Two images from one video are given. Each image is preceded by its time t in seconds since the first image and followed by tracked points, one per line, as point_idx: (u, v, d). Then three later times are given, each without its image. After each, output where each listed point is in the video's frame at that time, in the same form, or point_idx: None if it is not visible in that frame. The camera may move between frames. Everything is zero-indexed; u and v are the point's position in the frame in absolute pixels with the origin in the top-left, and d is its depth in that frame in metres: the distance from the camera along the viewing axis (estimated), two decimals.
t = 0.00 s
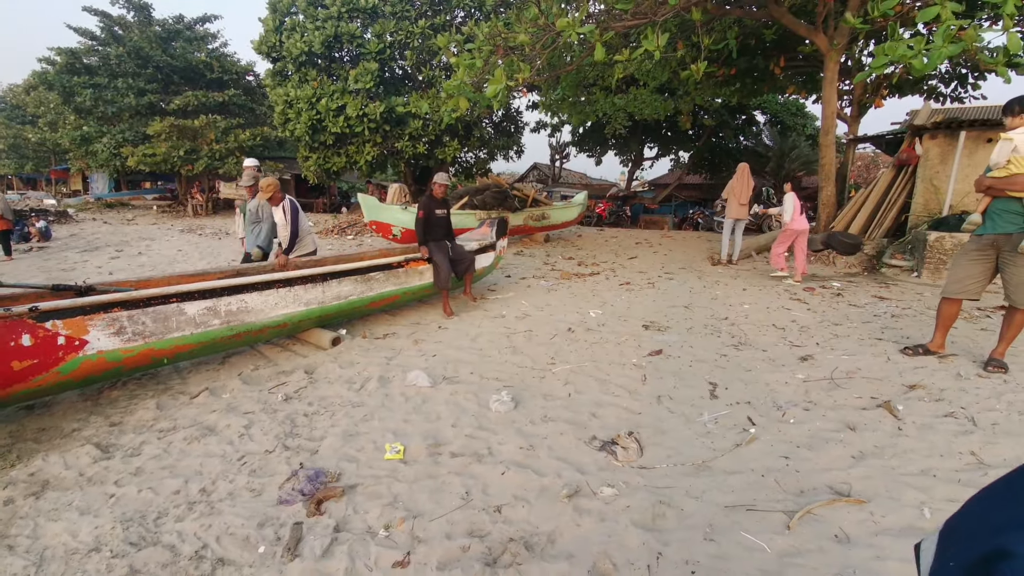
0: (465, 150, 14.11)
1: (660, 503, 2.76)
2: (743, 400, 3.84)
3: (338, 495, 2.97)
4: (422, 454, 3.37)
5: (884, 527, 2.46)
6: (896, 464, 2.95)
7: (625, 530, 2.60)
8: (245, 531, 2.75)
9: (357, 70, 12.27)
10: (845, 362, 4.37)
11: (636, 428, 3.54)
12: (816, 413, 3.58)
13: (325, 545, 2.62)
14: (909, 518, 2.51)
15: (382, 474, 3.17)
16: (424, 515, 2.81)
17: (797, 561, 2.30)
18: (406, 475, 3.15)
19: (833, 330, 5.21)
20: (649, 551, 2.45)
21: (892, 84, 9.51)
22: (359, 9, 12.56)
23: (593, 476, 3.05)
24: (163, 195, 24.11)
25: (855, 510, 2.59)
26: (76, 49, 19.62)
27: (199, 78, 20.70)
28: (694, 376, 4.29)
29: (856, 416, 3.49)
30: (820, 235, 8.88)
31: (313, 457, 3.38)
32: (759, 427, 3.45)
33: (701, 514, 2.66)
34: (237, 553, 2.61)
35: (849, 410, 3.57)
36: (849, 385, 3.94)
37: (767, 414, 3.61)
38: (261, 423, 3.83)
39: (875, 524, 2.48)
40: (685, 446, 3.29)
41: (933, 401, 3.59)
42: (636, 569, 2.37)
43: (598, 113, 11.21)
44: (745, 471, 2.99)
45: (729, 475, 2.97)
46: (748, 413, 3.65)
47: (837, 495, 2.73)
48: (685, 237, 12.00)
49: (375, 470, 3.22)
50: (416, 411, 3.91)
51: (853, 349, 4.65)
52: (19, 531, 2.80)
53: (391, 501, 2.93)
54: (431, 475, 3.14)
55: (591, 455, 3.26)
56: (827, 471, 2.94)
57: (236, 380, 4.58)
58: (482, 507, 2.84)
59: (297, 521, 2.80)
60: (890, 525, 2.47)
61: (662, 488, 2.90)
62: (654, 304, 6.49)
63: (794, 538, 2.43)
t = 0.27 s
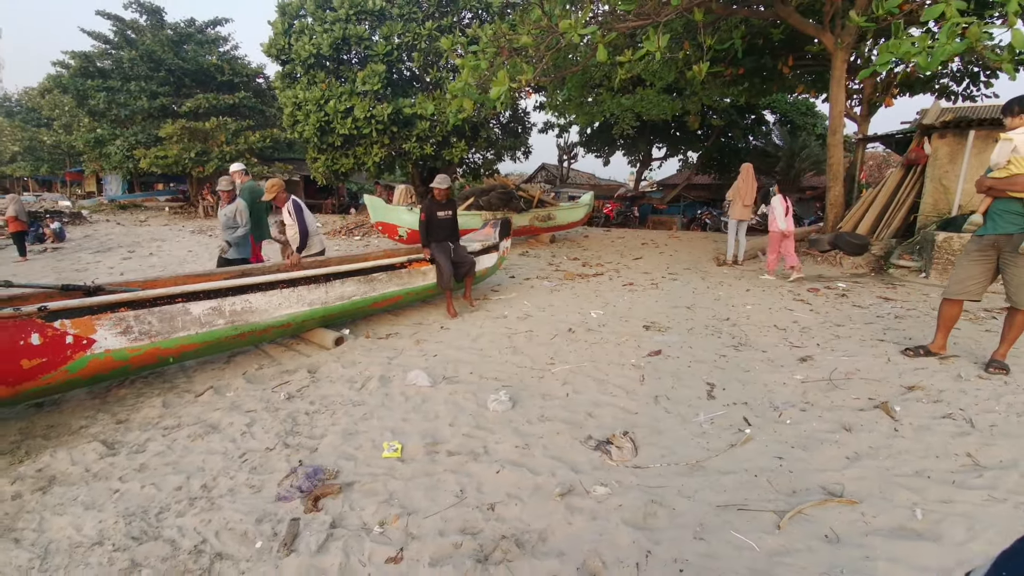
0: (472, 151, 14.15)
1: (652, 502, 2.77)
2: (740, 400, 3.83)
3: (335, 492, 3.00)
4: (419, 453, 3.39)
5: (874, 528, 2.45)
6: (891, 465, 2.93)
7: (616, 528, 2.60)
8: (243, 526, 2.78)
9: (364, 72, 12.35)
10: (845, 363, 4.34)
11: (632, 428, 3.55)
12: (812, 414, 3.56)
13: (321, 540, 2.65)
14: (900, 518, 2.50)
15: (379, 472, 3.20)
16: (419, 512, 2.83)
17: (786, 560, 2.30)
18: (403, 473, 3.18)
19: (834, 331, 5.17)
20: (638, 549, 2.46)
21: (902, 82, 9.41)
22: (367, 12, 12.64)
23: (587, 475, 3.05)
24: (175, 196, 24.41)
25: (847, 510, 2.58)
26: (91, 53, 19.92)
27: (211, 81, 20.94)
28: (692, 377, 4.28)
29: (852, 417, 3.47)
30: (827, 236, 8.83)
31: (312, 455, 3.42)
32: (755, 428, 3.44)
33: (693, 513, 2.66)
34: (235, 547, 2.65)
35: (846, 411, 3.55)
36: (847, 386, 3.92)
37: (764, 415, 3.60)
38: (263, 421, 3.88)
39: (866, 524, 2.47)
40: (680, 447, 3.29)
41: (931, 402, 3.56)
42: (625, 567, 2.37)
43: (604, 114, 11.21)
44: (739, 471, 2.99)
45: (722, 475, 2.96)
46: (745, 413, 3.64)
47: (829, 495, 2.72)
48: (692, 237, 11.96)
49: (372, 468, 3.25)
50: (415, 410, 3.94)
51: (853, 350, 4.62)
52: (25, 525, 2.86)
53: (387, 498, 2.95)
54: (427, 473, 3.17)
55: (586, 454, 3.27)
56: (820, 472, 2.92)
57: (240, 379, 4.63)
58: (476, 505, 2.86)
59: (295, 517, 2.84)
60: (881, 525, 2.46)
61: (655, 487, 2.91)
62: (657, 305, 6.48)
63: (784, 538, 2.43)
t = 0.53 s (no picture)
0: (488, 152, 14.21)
1: (649, 497, 2.78)
2: (744, 400, 3.80)
3: (341, 484, 3.06)
4: (424, 447, 3.45)
5: (870, 527, 2.44)
6: (892, 465, 2.90)
7: (611, 522, 2.63)
8: (252, 514, 2.86)
9: (382, 75, 12.50)
10: (853, 363, 4.29)
11: (634, 425, 3.56)
12: (815, 414, 3.53)
13: (325, 530, 2.71)
14: (896, 518, 2.48)
15: (384, 465, 3.26)
16: (421, 504, 2.88)
17: (778, 556, 2.30)
18: (407, 466, 3.23)
19: (845, 332, 5.09)
20: (632, 543, 2.48)
21: (926, 79, 9.23)
22: (384, 15, 12.81)
23: (585, 471, 3.08)
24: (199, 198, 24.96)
25: (844, 509, 2.57)
26: (119, 60, 20.49)
27: (234, 85, 21.39)
28: (697, 376, 4.26)
29: (855, 417, 3.43)
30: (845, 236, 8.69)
31: (321, 448, 3.50)
32: (757, 427, 3.42)
33: (690, 509, 2.67)
34: (244, 534, 2.73)
35: (849, 412, 3.51)
36: (853, 387, 3.86)
37: (766, 415, 3.58)
38: (275, 415, 3.97)
39: (862, 523, 2.46)
40: (680, 445, 3.29)
41: (939, 403, 3.50)
42: (618, 560, 2.40)
43: (619, 115, 11.18)
44: (737, 469, 2.99)
45: (720, 473, 2.96)
46: (747, 412, 3.62)
47: (827, 494, 2.71)
48: (708, 238, 11.85)
49: (377, 461, 3.31)
50: (421, 406, 4.00)
51: (861, 350, 4.55)
52: (49, 511, 2.98)
53: (390, 490, 3.01)
54: (430, 467, 3.22)
55: (587, 451, 3.29)
56: (820, 471, 2.91)
57: (255, 375, 4.75)
58: (476, 498, 2.90)
59: (301, 507, 2.91)
60: (877, 524, 2.45)
61: (653, 483, 2.92)
62: (668, 305, 6.45)
63: (778, 535, 2.43)
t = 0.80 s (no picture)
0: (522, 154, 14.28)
1: (666, 495, 2.78)
2: (768, 402, 3.73)
3: (368, 473, 3.16)
4: (449, 441, 3.52)
5: (892, 531, 2.38)
6: (919, 471, 2.81)
7: (627, 518, 2.64)
8: (285, 499, 2.98)
9: (418, 79, 12.72)
10: (885, 368, 4.14)
11: (656, 425, 3.55)
12: (843, 417, 3.44)
13: (353, 515, 2.81)
14: (920, 523, 2.41)
15: (410, 457, 3.34)
16: (444, 495, 2.95)
17: (794, 557, 2.28)
18: (432, 458, 3.31)
19: (881, 336, 4.92)
20: (646, 538, 2.49)
21: (980, 75, 8.85)
22: (420, 21, 13.05)
23: (605, 467, 3.09)
24: (244, 201, 25.92)
25: (865, 513, 2.52)
26: (172, 69, 21.47)
27: (277, 92, 22.13)
28: (722, 378, 4.20)
29: (885, 422, 3.32)
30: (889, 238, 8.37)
31: (351, 439, 3.61)
32: (780, 429, 3.36)
33: (708, 508, 2.65)
34: (277, 517, 2.85)
35: (878, 416, 3.39)
36: (885, 391, 3.74)
37: (791, 417, 3.50)
38: (308, 407, 4.12)
39: (884, 527, 2.41)
40: (701, 445, 3.26)
41: (975, 410, 3.35)
42: (632, 554, 2.42)
43: (653, 116, 11.08)
44: (758, 470, 2.95)
45: (740, 473, 2.93)
46: (772, 415, 3.56)
47: (849, 497, 2.65)
48: (743, 240, 11.59)
49: (403, 453, 3.39)
50: (447, 402, 4.07)
51: (895, 355, 4.39)
52: (102, 490, 3.17)
53: (415, 481, 3.08)
54: (454, 460, 3.28)
55: (606, 448, 3.30)
56: (844, 474, 2.84)
57: (291, 369, 4.92)
58: (496, 490, 2.95)
59: (331, 494, 3.02)
60: (900, 529, 2.39)
61: (671, 481, 2.91)
62: (698, 307, 6.36)
63: (795, 536, 2.40)
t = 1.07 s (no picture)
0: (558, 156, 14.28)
1: (692, 497, 2.77)
2: (802, 408, 3.65)
3: (402, 467, 3.25)
4: (480, 438, 3.58)
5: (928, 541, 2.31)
6: (959, 481, 2.70)
7: (654, 518, 2.65)
8: (324, 488, 3.11)
9: (456, 83, 12.88)
10: (929, 376, 3.98)
11: (686, 428, 3.52)
12: (880, 425, 3.34)
13: (387, 506, 2.90)
14: (957, 534, 2.34)
15: (442, 452, 3.42)
16: (474, 489, 3.01)
17: (822, 563, 2.25)
18: (463, 454, 3.38)
19: (925, 343, 4.73)
20: (672, 538, 2.50)
21: None
22: (459, 26, 13.22)
23: (632, 468, 3.10)
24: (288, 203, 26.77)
25: (899, 521, 2.45)
26: (223, 77, 22.40)
27: (320, 98, 22.79)
28: (755, 382, 4.13)
29: (924, 430, 3.21)
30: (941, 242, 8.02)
31: (386, 434, 3.72)
32: (814, 435, 3.29)
33: (736, 512, 2.63)
34: (316, 505, 2.97)
35: (917, 425, 3.28)
36: (927, 399, 3.60)
37: (826, 423, 3.43)
38: (346, 402, 4.26)
39: (919, 537, 2.34)
40: (730, 448, 3.23)
41: (1021, 420, 3.17)
42: (657, 553, 2.43)
43: (692, 117, 10.92)
44: (788, 475, 2.91)
45: (769, 478, 2.90)
46: (805, 420, 3.48)
47: (883, 505, 2.59)
48: (785, 243, 11.29)
49: (435, 448, 3.48)
50: (479, 400, 4.14)
51: (940, 363, 4.22)
52: (157, 474, 3.37)
53: (446, 475, 3.16)
54: (484, 456, 3.34)
55: (635, 449, 3.30)
56: (879, 482, 2.77)
57: (330, 366, 5.09)
58: (525, 486, 3.00)
59: (366, 485, 3.12)
60: (935, 539, 2.32)
61: (699, 484, 2.90)
62: (735, 310, 6.24)
63: (825, 543, 2.36)
